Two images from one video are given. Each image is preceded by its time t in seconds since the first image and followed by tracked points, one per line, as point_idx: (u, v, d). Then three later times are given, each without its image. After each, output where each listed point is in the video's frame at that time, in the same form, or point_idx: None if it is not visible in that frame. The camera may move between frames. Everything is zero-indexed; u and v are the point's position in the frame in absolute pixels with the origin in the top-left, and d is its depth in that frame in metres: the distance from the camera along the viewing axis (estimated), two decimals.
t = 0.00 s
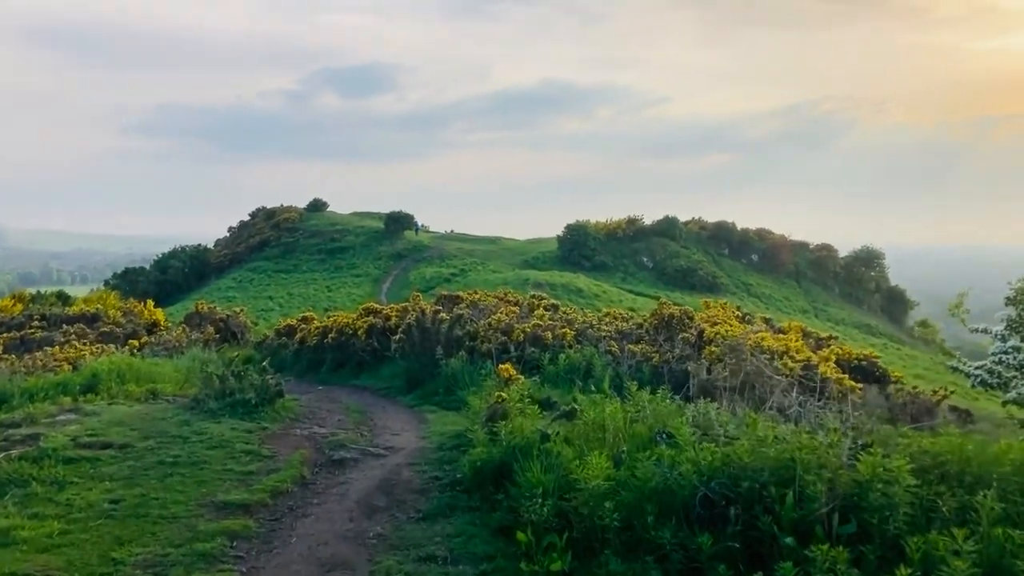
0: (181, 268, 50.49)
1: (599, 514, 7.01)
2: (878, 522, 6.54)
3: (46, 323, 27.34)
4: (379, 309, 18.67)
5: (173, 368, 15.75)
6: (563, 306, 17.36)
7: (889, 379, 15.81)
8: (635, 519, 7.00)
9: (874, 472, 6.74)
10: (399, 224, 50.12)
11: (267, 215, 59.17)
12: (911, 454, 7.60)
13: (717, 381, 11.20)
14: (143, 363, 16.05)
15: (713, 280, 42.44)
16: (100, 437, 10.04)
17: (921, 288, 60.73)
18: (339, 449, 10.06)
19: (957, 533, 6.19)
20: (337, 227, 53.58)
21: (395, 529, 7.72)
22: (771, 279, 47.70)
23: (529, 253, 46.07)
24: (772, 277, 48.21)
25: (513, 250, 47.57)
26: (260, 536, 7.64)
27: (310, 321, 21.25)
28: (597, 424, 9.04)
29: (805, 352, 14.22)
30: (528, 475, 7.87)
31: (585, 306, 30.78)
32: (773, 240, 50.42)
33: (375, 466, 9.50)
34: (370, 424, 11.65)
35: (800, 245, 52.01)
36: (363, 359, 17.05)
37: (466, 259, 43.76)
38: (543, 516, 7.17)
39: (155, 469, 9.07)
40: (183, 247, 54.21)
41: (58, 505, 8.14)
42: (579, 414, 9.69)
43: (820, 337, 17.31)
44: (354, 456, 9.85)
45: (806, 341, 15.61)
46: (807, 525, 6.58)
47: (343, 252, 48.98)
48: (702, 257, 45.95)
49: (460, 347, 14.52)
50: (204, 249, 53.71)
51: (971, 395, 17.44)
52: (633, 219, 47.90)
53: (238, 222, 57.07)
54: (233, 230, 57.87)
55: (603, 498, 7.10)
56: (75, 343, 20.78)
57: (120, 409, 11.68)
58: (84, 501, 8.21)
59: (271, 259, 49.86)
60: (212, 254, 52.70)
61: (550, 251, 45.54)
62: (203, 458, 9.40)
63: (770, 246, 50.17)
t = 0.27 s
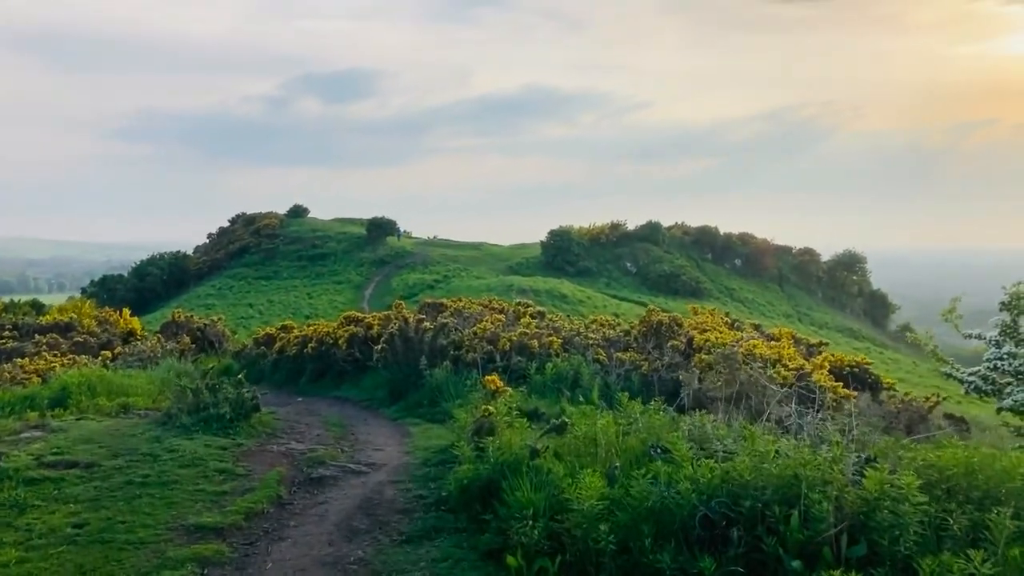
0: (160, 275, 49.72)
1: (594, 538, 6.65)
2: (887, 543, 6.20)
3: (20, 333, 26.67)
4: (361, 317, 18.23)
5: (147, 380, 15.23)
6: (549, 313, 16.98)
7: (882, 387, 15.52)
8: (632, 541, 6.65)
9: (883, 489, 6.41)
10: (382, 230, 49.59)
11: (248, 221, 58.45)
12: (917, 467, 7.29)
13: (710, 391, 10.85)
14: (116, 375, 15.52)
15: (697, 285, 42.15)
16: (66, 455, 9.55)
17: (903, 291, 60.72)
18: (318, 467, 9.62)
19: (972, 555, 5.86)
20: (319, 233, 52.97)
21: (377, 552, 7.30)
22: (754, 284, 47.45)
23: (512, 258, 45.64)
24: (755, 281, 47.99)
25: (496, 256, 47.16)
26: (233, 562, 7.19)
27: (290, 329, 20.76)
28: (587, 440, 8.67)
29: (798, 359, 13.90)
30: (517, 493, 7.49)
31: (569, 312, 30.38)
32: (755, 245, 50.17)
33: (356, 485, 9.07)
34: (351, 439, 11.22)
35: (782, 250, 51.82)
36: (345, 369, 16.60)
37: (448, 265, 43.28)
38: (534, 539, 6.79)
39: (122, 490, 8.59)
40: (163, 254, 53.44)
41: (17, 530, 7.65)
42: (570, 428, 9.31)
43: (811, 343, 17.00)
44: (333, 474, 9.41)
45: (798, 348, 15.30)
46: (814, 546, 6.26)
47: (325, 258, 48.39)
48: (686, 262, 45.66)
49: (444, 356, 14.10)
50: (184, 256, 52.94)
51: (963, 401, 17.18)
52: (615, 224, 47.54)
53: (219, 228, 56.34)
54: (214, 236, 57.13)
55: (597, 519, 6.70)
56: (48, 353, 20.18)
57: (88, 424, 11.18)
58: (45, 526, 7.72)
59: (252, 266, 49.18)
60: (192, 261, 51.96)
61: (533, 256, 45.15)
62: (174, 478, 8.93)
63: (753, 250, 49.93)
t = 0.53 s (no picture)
0: (132, 283, 48.83)
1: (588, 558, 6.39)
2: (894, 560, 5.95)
3: None
4: (338, 325, 17.79)
5: (115, 392, 14.70)
6: (531, 319, 16.64)
7: (867, 392, 15.31)
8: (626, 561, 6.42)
9: (889, 502, 6.16)
10: (357, 237, 49.05)
11: (222, 229, 57.64)
12: (919, 476, 7.05)
13: (699, 399, 10.57)
14: (83, 387, 14.97)
15: (674, 291, 42.01)
16: (28, 473, 9.06)
17: (876, 295, 61.08)
18: (295, 482, 9.22)
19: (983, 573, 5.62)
20: (294, 240, 52.32)
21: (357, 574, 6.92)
22: (730, 289, 47.37)
23: (489, 265, 45.28)
24: (731, 287, 47.93)
25: (473, 263, 46.79)
26: None
27: (264, 338, 20.27)
28: (575, 451, 8.37)
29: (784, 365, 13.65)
30: (506, 509, 7.18)
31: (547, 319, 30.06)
32: (731, 251, 50.09)
33: (334, 502, 8.67)
34: (328, 452, 10.81)
35: (757, 255, 51.82)
36: (321, 379, 16.16)
37: (425, 273, 42.84)
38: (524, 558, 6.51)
39: (86, 510, 8.13)
40: (134, 262, 52.53)
41: None
42: (557, 439, 8.99)
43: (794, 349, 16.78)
44: (310, 490, 9.01)
45: (783, 354, 15.08)
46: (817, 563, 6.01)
47: (300, 266, 47.77)
48: (662, 268, 45.51)
49: (424, 365, 13.72)
50: (156, 264, 52.06)
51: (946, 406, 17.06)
52: (592, 230, 47.27)
53: (193, 236, 55.50)
54: (187, 244, 56.28)
55: (590, 538, 6.44)
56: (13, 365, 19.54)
57: (52, 439, 10.68)
58: (2, 550, 7.26)
59: (226, 274, 48.44)
60: (165, 269, 51.11)
61: (510, 263, 44.82)
62: (142, 497, 8.48)
63: (729, 256, 49.85)
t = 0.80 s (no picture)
0: (80, 290, 47.38)
1: None
2: None
3: None
4: (292, 334, 17.24)
5: (56, 405, 14.01)
6: (491, 327, 16.29)
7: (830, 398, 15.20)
8: None
9: (867, 518, 5.96)
10: (312, 242, 48.22)
11: (173, 234, 56.27)
12: (894, 489, 6.88)
13: (664, 408, 10.31)
14: (21, 400, 14.24)
15: (632, 296, 41.93)
16: None
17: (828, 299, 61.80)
18: (245, 502, 8.74)
19: None
20: (248, 245, 51.27)
21: None
22: (686, 294, 47.43)
23: (446, 270, 44.79)
24: (688, 292, 48.03)
25: (430, 268, 46.29)
26: None
27: (215, 347, 19.61)
28: (541, 465, 8.05)
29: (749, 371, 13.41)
30: (470, 530, 6.90)
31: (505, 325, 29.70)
32: (687, 256, 50.14)
33: (287, 522, 8.23)
34: (281, 468, 10.33)
35: (713, 260, 52.01)
36: (274, 389, 15.61)
37: (382, 278, 42.21)
38: None
39: (17, 536, 7.58)
40: (82, 268, 50.98)
41: None
42: (522, 453, 8.65)
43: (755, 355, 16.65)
44: (261, 509, 8.55)
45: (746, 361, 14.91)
46: None
47: (253, 271, 46.78)
48: (620, 273, 45.41)
49: (381, 375, 13.28)
50: (105, 270, 50.61)
51: (905, 411, 17.09)
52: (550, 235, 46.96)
53: (143, 241, 54.09)
54: (137, 249, 54.81)
55: (559, 559, 6.18)
56: None
57: None
58: None
59: (177, 280, 47.24)
60: (114, 275, 49.70)
61: (468, 268, 44.38)
62: (79, 520, 7.95)
63: (685, 261, 49.93)
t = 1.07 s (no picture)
0: (13, 294, 45.59)
1: None
2: None
3: None
4: (231, 338, 16.60)
5: None
6: (438, 330, 15.89)
7: (779, 399, 15.09)
8: None
9: (827, 526, 5.76)
10: (255, 244, 47.11)
11: (111, 236, 54.55)
12: (852, 494, 6.72)
13: (616, 412, 10.06)
14: None
15: (579, 298, 41.79)
16: None
17: (771, 301, 62.62)
18: (175, 517, 8.22)
19: None
20: (189, 248, 49.92)
21: None
22: (633, 297, 47.48)
23: (393, 273, 44.14)
24: (634, 294, 48.10)
25: (377, 270, 45.57)
26: None
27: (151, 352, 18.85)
28: (489, 474, 7.73)
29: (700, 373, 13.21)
30: (414, 546, 6.63)
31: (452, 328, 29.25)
32: (633, 258, 50.20)
33: (220, 538, 7.74)
34: (215, 480, 9.81)
35: (659, 262, 52.21)
36: (211, 396, 14.99)
37: (327, 281, 41.41)
38: None
39: None
40: (15, 271, 49.06)
41: None
42: (469, 461, 8.31)
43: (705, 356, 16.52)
44: (192, 525, 8.04)
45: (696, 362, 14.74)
46: None
47: (195, 274, 45.54)
48: (567, 275, 45.27)
49: (324, 381, 12.79)
50: (39, 273, 48.79)
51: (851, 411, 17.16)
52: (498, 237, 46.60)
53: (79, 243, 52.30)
54: (73, 252, 52.97)
55: None
56: None
57: None
58: None
59: (115, 283, 45.76)
60: (49, 278, 47.94)
61: (414, 271, 43.80)
62: None
63: (631, 263, 49.99)
